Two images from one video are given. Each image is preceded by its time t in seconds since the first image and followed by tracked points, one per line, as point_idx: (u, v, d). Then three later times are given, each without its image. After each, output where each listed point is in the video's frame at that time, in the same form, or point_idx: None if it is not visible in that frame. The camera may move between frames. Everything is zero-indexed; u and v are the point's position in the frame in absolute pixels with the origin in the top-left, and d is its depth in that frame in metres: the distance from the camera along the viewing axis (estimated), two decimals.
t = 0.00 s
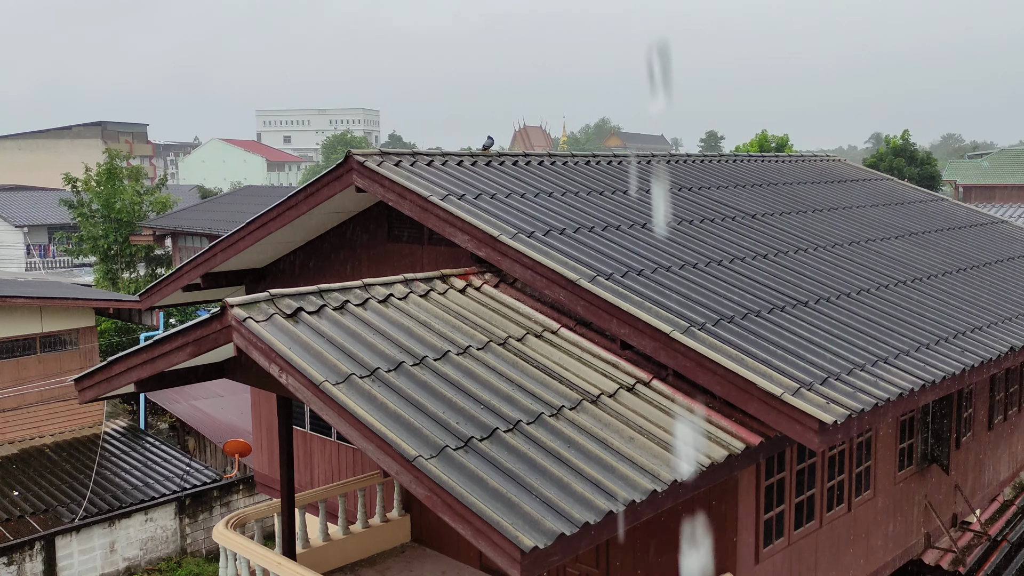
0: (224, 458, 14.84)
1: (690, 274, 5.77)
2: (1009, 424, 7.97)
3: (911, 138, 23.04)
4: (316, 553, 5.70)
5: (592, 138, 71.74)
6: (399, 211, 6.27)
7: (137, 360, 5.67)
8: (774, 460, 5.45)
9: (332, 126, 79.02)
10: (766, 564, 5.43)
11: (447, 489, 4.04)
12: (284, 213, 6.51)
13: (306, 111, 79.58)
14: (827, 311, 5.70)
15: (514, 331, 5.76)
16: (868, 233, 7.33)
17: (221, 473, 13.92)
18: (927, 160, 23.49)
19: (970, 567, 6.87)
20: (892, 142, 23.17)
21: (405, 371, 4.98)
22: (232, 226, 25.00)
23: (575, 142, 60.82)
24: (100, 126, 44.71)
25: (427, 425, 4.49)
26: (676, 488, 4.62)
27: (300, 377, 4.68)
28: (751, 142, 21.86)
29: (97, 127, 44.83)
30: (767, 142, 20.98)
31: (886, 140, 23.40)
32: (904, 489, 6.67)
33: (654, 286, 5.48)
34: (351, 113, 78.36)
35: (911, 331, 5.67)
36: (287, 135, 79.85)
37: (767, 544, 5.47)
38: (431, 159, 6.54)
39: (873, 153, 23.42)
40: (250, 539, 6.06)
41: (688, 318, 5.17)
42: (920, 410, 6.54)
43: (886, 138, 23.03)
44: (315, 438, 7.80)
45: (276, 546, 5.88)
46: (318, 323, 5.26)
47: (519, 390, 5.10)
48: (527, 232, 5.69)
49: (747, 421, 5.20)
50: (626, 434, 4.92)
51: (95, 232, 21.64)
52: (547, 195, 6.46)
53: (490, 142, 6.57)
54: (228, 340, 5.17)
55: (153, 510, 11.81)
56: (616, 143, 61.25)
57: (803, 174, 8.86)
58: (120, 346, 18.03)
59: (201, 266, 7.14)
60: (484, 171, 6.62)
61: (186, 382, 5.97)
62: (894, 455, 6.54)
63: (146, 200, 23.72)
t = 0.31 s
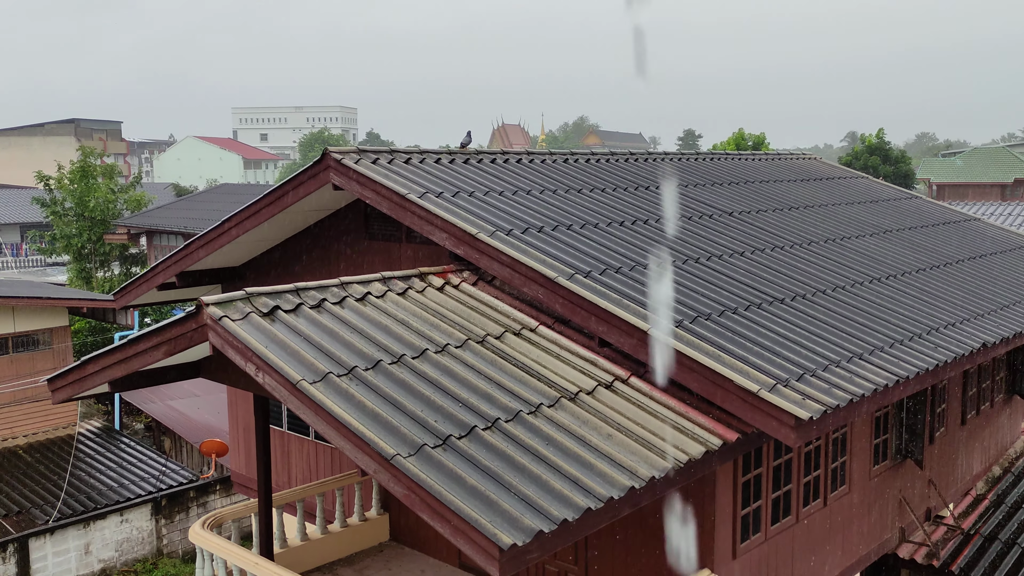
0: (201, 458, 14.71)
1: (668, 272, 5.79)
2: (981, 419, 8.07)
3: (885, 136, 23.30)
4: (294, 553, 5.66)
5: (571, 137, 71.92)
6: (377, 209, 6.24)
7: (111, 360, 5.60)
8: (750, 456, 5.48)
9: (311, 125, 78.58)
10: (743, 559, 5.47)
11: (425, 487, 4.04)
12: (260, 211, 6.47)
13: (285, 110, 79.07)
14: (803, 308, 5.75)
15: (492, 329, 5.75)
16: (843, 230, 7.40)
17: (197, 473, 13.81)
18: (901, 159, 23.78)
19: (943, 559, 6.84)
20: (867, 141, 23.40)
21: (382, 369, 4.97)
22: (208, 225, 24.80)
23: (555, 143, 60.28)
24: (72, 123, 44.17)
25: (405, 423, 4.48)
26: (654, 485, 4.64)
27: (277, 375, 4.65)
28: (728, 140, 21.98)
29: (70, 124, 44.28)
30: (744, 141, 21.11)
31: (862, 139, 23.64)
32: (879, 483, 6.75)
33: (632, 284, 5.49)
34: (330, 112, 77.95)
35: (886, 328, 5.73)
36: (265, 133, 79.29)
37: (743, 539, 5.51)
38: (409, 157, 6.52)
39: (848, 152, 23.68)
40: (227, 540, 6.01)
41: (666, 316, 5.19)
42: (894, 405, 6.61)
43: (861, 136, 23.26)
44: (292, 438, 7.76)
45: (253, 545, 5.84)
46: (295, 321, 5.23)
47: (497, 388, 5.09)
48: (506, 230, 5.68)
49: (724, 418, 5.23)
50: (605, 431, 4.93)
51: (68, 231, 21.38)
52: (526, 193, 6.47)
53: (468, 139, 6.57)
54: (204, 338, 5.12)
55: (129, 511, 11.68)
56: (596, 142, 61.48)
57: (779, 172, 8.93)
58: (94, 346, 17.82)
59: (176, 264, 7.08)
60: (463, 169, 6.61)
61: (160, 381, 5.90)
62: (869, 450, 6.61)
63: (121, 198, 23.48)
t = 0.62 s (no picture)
0: (177, 458, 14.62)
1: (645, 268, 5.81)
2: (955, 413, 8.17)
3: (860, 133, 23.49)
4: (271, 552, 5.63)
5: (550, 134, 71.99)
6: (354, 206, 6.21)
7: (84, 360, 5.54)
8: (728, 451, 5.51)
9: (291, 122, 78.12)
10: (721, 553, 5.51)
11: (403, 485, 4.03)
12: (236, 209, 6.42)
13: (264, 107, 78.55)
14: (779, 303, 5.79)
15: (470, 326, 5.75)
16: (818, 226, 7.45)
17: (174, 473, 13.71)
18: (876, 155, 23.98)
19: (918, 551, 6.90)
20: (842, 137, 23.61)
21: (360, 367, 4.95)
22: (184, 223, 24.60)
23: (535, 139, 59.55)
24: (44, 121, 43.74)
25: (383, 421, 4.47)
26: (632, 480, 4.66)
27: (253, 374, 4.62)
28: (705, 137, 22.09)
29: (43, 122, 43.77)
30: (720, 138, 21.21)
31: (837, 136, 23.84)
32: (855, 477, 6.81)
33: (609, 281, 5.50)
34: (310, 109, 77.56)
35: (861, 322, 5.78)
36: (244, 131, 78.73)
37: (721, 534, 5.54)
38: (386, 154, 6.49)
39: (823, 148, 23.87)
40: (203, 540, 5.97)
41: (643, 312, 5.21)
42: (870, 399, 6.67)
43: (836, 133, 23.47)
44: (270, 437, 7.72)
45: (230, 545, 5.80)
46: (272, 320, 5.20)
47: (475, 385, 5.09)
48: (483, 227, 5.67)
49: (701, 413, 5.26)
50: (583, 427, 4.94)
51: (40, 229, 21.11)
52: (503, 190, 6.46)
53: (445, 136, 6.55)
54: (179, 337, 5.08)
55: (104, 513, 11.60)
56: (575, 139, 61.58)
57: (755, 168, 8.98)
58: (68, 346, 17.63)
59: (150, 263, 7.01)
60: (440, 166, 6.59)
61: (135, 381, 5.85)
62: (845, 444, 6.67)
63: (94, 196, 23.22)
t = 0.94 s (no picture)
0: (154, 458, 14.54)
1: (624, 264, 5.82)
2: (930, 405, 8.26)
3: (838, 129, 23.67)
4: (251, 552, 5.60)
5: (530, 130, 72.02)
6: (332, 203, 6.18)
7: (59, 360, 5.48)
8: (707, 445, 5.54)
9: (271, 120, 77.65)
10: (701, 546, 5.54)
11: (383, 483, 4.02)
12: (212, 206, 6.37)
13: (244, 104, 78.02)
14: (757, 298, 5.82)
15: (450, 323, 5.74)
16: (796, 221, 7.50)
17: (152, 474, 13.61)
18: (853, 150, 24.19)
19: (894, 542, 7.01)
20: (820, 133, 23.80)
21: (339, 365, 4.93)
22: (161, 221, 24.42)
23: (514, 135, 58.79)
24: (16, 120, 43.34)
25: (363, 419, 4.45)
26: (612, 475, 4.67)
27: (231, 372, 4.59)
28: (684, 133, 22.19)
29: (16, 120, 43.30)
30: (699, 133, 21.32)
31: (815, 131, 24.03)
32: (833, 469, 6.87)
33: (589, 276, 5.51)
34: (290, 107, 77.13)
35: (837, 316, 5.82)
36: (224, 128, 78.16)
37: (701, 527, 5.57)
38: (364, 150, 6.47)
39: (801, 144, 24.06)
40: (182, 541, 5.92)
41: (622, 307, 5.22)
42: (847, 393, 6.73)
43: (814, 129, 23.65)
44: (248, 436, 7.68)
45: (209, 545, 5.76)
46: (249, 317, 5.17)
47: (455, 382, 5.09)
48: (462, 223, 5.66)
49: (680, 407, 5.29)
50: (563, 423, 4.95)
51: (13, 228, 20.87)
52: (482, 186, 6.45)
53: (424, 133, 6.53)
54: (155, 337, 5.03)
55: (81, 514, 11.52)
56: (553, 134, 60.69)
57: (733, 164, 9.02)
58: (42, 346, 17.46)
59: (126, 262, 6.94)
60: (419, 162, 6.57)
61: (111, 381, 5.79)
62: (823, 436, 6.73)
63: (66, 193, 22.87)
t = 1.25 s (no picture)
0: (128, 457, 14.43)
1: (598, 257, 5.83)
2: (902, 393, 8.36)
3: (810, 121, 23.87)
4: (227, 550, 5.56)
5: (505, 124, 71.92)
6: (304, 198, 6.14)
7: (28, 358, 5.40)
8: (682, 436, 5.58)
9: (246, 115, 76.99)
10: (677, 537, 5.57)
11: (358, 478, 4.01)
12: (183, 202, 6.31)
13: (219, 99, 77.30)
14: (731, 289, 5.86)
15: (425, 317, 5.72)
16: (769, 213, 7.56)
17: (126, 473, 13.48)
18: (825, 143, 24.41)
19: (867, 529, 7.11)
20: (792, 126, 24.00)
21: (313, 360, 4.90)
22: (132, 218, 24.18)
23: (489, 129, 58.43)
24: None
25: (338, 414, 4.43)
26: (588, 467, 4.69)
27: (203, 369, 4.55)
28: (658, 126, 22.28)
29: None
30: (673, 127, 21.44)
31: (787, 124, 24.22)
32: (807, 458, 6.94)
33: (563, 269, 5.52)
34: (265, 102, 76.55)
35: (810, 307, 5.88)
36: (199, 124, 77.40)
37: (677, 518, 5.61)
38: (337, 145, 6.43)
39: (774, 136, 24.25)
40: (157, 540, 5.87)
41: (597, 300, 5.23)
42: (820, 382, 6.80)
43: (786, 121, 23.85)
44: (223, 434, 7.64)
45: (184, 544, 5.71)
46: (221, 314, 5.12)
47: (430, 376, 5.07)
48: (436, 217, 5.65)
49: (655, 399, 5.31)
50: (539, 416, 4.96)
51: None
52: (456, 180, 6.44)
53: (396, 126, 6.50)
54: (126, 334, 4.98)
55: (53, 514, 11.38)
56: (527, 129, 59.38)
57: (707, 157, 9.07)
58: (12, 345, 17.24)
59: (96, 258, 6.86)
60: (392, 156, 6.54)
61: (82, 379, 5.72)
62: (797, 426, 6.79)
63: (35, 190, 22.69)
